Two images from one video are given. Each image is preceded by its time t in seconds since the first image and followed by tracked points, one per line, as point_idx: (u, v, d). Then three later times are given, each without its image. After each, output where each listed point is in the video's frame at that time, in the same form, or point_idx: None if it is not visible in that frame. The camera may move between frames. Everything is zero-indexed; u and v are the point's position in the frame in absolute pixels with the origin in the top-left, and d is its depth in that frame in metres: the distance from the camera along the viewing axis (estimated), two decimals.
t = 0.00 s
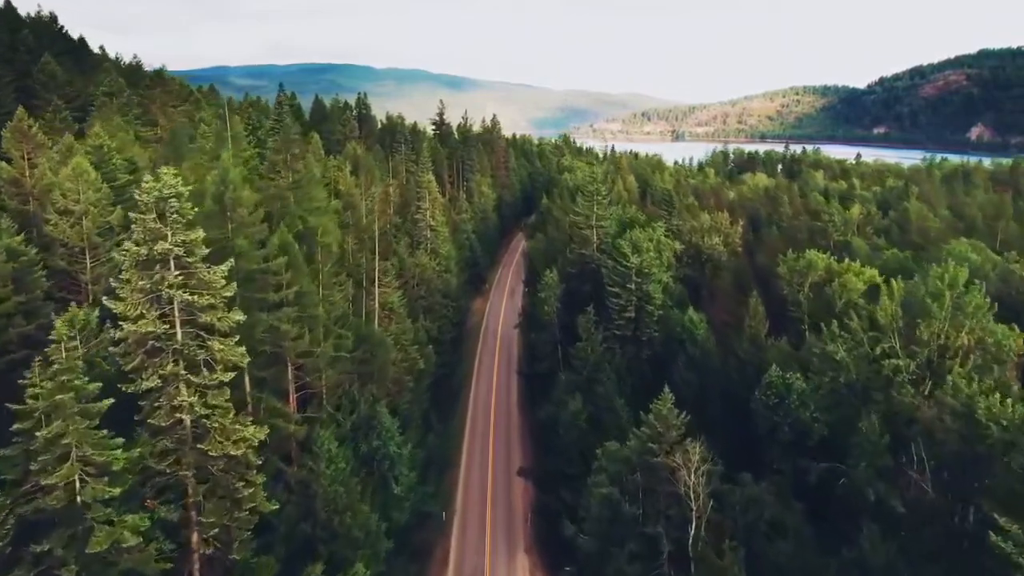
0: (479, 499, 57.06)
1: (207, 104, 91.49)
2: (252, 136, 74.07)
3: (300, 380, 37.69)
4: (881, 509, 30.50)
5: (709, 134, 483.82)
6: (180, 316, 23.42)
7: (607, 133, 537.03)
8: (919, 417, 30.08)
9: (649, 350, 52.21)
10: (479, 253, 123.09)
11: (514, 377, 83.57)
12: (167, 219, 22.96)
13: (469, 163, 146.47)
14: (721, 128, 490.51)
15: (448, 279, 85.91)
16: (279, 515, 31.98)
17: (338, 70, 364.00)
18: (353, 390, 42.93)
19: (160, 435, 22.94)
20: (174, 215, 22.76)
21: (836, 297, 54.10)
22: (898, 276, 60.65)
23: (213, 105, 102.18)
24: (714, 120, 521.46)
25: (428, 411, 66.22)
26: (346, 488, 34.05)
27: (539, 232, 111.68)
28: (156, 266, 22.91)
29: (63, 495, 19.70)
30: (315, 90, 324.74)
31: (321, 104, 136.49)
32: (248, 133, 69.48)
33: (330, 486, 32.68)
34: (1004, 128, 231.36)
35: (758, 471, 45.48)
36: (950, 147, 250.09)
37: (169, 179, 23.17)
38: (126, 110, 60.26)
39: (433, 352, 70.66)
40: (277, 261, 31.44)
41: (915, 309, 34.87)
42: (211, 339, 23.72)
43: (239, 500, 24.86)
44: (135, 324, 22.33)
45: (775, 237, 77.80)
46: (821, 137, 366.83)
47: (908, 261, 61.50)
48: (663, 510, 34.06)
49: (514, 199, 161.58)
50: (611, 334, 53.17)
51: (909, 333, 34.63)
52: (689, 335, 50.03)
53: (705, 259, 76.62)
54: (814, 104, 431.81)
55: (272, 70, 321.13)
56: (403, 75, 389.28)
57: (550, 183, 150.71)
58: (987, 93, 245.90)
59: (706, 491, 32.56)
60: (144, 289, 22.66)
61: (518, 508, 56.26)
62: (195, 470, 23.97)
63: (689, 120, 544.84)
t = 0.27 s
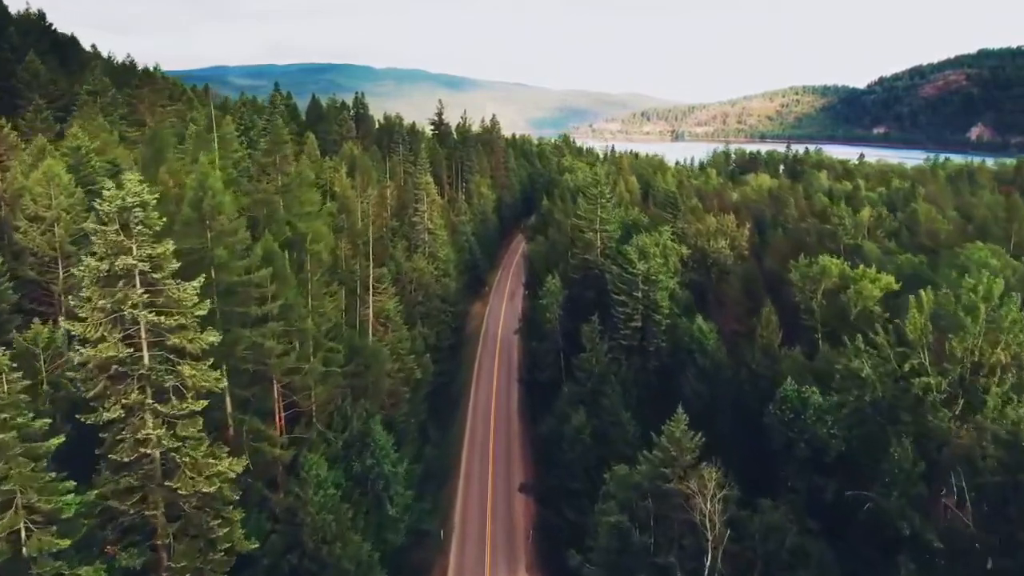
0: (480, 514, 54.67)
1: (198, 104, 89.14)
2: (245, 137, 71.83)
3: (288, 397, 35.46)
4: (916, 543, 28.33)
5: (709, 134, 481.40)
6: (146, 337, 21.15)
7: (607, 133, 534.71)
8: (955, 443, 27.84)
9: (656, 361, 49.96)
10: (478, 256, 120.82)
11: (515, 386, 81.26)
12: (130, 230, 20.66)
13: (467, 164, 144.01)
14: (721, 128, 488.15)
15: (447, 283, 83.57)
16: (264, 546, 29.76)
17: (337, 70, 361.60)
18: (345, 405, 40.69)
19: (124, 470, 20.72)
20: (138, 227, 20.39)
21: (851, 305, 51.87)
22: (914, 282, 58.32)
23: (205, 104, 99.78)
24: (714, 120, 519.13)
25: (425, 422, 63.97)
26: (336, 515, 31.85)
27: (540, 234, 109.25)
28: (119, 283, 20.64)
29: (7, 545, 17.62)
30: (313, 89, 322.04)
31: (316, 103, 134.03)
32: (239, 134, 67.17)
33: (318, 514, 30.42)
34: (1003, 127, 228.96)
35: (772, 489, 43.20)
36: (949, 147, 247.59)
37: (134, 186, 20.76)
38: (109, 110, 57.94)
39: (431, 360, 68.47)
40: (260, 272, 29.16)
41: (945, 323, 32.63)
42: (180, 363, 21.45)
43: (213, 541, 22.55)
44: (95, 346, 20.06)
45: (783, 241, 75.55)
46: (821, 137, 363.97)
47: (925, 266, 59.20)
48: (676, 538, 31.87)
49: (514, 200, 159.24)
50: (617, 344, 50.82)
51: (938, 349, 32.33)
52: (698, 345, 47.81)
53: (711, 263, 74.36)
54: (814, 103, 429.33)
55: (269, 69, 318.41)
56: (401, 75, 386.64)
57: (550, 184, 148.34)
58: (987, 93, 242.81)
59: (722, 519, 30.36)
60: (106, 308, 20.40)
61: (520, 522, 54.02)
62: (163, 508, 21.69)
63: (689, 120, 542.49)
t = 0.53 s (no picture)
0: (480, 529, 52.53)
1: (190, 104, 87.21)
2: (238, 137, 69.94)
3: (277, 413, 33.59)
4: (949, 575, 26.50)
5: (708, 134, 479.41)
6: (112, 360, 19.22)
7: (607, 133, 532.75)
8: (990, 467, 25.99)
9: (662, 370, 48.12)
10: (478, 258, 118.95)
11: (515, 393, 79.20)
12: (92, 242, 18.74)
13: (466, 164, 141.98)
14: (721, 128, 486.13)
15: (445, 287, 81.64)
16: None
17: (336, 70, 359.73)
18: (338, 419, 38.80)
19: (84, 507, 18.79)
20: (101, 240, 18.43)
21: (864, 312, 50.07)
22: (928, 287, 56.44)
23: (198, 104, 97.80)
24: (713, 120, 517.20)
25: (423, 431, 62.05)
26: (326, 541, 29.92)
27: (540, 236, 107.27)
28: (81, 300, 18.72)
29: None
30: (311, 89, 319.84)
31: (312, 103, 132.04)
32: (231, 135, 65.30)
33: (307, 541, 28.45)
34: (1004, 127, 226.79)
35: (786, 507, 41.26)
36: (950, 146, 245.36)
37: (97, 194, 18.79)
38: (95, 110, 56.02)
39: (429, 367, 66.60)
40: (244, 283, 27.28)
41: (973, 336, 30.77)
42: (150, 388, 19.53)
43: None
44: (51, 369, 18.15)
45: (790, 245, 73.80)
46: (820, 137, 361.73)
47: (937, 271, 57.42)
48: (688, 566, 30.08)
49: (514, 200, 157.38)
50: (621, 352, 49.00)
51: (966, 363, 30.51)
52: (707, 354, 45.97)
53: (716, 267, 72.58)
54: (814, 103, 427.50)
55: (266, 69, 316.16)
56: (400, 75, 384.52)
57: (550, 184, 146.47)
58: (987, 93, 240.68)
59: (738, 546, 28.49)
60: (63, 328, 18.45)
61: (521, 537, 51.93)
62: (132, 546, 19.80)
63: (688, 120, 540.45)
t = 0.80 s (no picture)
0: (479, 550, 49.97)
1: (181, 104, 84.87)
2: (228, 138, 67.63)
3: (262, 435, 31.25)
4: None
5: (707, 134, 477.13)
6: (61, 394, 16.87)
7: (606, 133, 530.43)
8: None
9: (670, 383, 45.87)
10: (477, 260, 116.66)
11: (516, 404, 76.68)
12: (35, 261, 16.38)
13: (465, 165, 139.54)
14: (720, 128, 483.80)
15: (444, 292, 79.28)
16: None
17: (334, 69, 357.26)
18: (330, 438, 36.46)
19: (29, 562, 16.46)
20: (46, 259, 16.04)
21: (882, 320, 47.85)
22: (946, 294, 54.26)
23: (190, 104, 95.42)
24: (713, 120, 514.89)
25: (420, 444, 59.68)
26: None
27: (541, 239, 104.84)
28: (25, 327, 16.37)
29: None
30: (309, 89, 317.26)
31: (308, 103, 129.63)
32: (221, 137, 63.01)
33: None
34: (1004, 127, 224.57)
35: (804, 529, 38.85)
36: (950, 146, 243.06)
37: (42, 206, 16.41)
38: (77, 110, 53.70)
39: (427, 376, 64.31)
40: (222, 299, 24.98)
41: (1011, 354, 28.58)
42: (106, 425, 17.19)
43: None
44: None
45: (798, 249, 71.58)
46: (820, 137, 359.12)
47: (954, 278, 55.20)
48: None
49: (514, 202, 155.10)
50: (628, 364, 46.71)
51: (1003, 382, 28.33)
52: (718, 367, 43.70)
53: (723, 271, 70.35)
54: (813, 102, 425.13)
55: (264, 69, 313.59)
56: (399, 75, 382.03)
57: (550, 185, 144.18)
58: (987, 93, 238.17)
59: None
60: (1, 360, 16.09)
61: (522, 557, 49.67)
62: None
63: (688, 120, 538.10)
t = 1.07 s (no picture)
0: (478, 569, 47.53)
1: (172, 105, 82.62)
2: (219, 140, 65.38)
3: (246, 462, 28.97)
4: None
5: (706, 134, 475.00)
6: None
7: (605, 133, 528.18)
8: None
9: (680, 397, 43.59)
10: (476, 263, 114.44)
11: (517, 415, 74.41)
12: None
13: (465, 166, 137.00)
14: (719, 128, 481.65)
15: (442, 297, 76.84)
16: None
17: (332, 69, 355.05)
18: (320, 460, 34.17)
19: None
20: None
21: (901, 330, 45.64)
22: (965, 302, 52.04)
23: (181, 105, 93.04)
24: (712, 119, 512.73)
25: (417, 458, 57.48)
26: None
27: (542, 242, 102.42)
28: None
29: None
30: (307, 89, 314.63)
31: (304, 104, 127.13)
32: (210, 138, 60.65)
33: None
34: (1003, 127, 222.48)
35: (824, 556, 36.63)
36: (949, 147, 240.91)
37: None
38: (57, 112, 51.39)
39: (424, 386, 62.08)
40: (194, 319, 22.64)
41: None
42: (48, 473, 14.88)
43: None
44: None
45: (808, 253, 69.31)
46: (820, 136, 356.64)
47: (974, 284, 52.96)
48: None
49: (513, 203, 152.82)
50: (635, 377, 44.39)
51: None
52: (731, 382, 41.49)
53: (731, 277, 68.11)
54: (813, 102, 422.95)
55: (262, 69, 310.98)
56: (398, 75, 379.25)
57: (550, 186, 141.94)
58: (987, 93, 235.89)
59: None
60: None
61: None
62: None
63: (687, 120, 535.94)
